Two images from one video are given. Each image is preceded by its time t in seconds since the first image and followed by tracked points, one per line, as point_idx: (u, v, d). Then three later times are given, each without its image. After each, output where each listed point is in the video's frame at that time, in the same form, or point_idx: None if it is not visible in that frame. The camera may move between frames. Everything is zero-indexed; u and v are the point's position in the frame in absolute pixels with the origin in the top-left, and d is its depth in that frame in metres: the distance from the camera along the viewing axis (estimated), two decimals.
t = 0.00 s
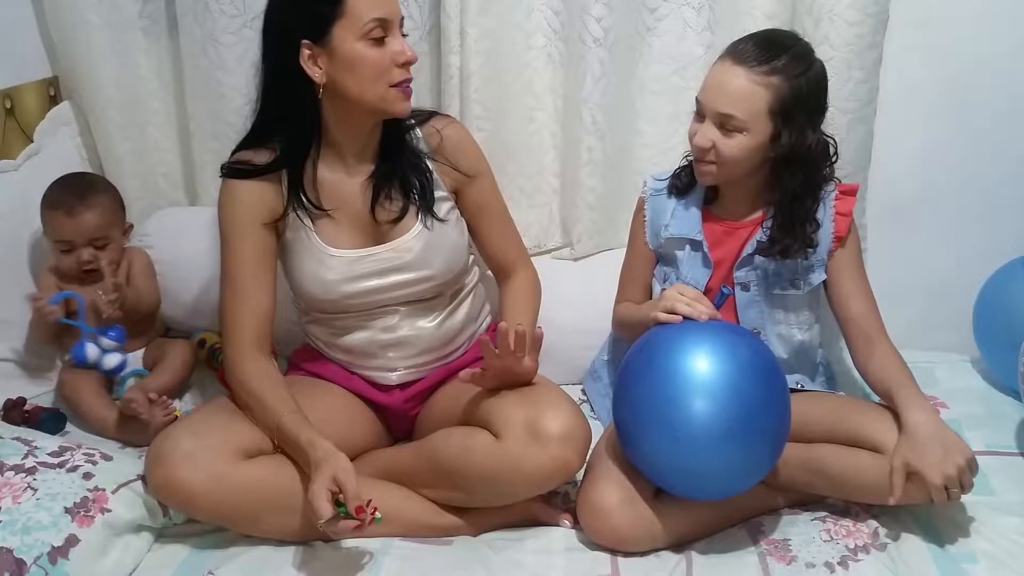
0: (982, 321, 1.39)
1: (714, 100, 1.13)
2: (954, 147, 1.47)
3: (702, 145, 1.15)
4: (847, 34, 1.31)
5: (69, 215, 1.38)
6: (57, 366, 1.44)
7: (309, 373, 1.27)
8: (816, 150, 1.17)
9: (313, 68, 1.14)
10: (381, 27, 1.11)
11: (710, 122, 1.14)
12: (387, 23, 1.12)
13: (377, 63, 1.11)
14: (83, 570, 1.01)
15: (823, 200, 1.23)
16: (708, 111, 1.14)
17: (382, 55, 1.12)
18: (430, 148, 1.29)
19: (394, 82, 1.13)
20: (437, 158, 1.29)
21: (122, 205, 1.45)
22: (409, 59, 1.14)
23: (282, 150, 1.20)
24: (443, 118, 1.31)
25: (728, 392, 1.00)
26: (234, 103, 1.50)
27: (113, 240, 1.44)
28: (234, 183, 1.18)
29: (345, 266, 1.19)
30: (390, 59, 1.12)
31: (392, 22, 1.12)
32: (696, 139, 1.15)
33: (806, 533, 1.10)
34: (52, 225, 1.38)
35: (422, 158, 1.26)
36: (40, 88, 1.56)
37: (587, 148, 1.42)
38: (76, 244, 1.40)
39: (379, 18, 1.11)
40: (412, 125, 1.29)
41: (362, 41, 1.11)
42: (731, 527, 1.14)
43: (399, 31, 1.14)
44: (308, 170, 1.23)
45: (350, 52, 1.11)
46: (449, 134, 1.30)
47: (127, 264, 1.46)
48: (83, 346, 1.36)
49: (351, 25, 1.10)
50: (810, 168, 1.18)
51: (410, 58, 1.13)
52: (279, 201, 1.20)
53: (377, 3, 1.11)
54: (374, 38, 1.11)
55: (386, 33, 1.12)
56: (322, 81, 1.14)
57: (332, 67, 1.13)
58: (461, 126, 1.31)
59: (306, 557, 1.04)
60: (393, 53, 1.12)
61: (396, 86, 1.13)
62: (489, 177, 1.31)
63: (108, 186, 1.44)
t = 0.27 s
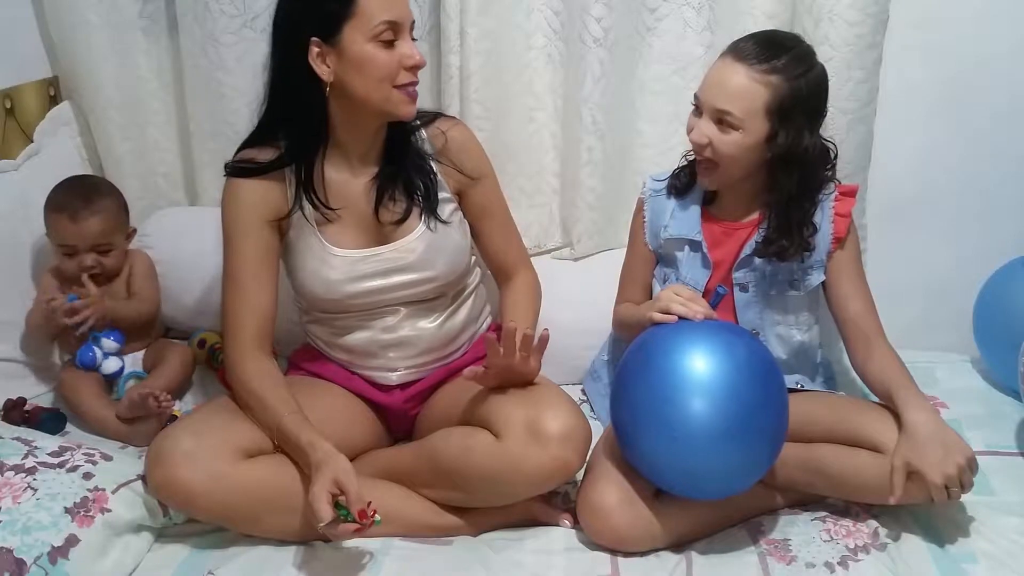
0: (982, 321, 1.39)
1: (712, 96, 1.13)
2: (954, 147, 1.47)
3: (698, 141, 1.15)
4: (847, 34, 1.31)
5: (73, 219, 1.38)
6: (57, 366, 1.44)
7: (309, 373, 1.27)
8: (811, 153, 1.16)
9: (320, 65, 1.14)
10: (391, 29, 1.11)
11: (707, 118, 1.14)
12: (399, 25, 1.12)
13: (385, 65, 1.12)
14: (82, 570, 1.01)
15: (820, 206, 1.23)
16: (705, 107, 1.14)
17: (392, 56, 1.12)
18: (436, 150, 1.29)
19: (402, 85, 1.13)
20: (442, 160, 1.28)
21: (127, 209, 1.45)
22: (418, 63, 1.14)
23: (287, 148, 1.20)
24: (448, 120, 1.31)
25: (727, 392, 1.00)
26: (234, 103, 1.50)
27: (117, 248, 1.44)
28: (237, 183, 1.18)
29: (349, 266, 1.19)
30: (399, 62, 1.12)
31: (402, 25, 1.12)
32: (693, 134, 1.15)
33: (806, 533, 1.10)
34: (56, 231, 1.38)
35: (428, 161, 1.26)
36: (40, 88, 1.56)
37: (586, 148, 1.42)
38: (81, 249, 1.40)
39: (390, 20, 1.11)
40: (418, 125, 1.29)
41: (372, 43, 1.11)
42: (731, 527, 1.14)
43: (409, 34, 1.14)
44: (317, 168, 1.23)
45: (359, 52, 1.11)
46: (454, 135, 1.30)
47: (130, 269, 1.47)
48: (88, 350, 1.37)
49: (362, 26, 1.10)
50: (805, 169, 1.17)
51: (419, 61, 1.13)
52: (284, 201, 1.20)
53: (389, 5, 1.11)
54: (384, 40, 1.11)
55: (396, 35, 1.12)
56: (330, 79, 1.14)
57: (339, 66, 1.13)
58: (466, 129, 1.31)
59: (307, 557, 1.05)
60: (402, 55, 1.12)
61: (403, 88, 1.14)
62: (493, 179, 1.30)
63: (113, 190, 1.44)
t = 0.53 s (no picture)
0: (982, 321, 1.39)
1: (711, 98, 1.13)
2: (954, 147, 1.47)
3: (698, 143, 1.15)
4: (847, 34, 1.31)
5: (76, 217, 1.37)
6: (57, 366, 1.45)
7: (309, 373, 1.27)
8: (810, 155, 1.16)
9: (328, 64, 1.13)
10: (400, 31, 1.11)
11: (706, 120, 1.14)
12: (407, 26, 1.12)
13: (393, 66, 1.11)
14: (82, 570, 1.01)
15: (819, 206, 1.23)
16: (705, 109, 1.14)
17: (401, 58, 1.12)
18: (440, 150, 1.29)
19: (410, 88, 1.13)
20: (446, 161, 1.28)
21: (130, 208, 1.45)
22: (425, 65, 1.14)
23: (292, 147, 1.20)
24: (453, 121, 1.31)
25: (726, 392, 1.00)
26: (235, 103, 1.50)
27: (119, 243, 1.43)
28: (241, 182, 1.18)
29: (352, 265, 1.19)
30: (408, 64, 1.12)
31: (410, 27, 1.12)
32: (692, 136, 1.15)
33: (806, 533, 1.10)
34: (59, 226, 1.37)
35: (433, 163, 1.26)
36: (41, 88, 1.56)
37: (587, 148, 1.42)
38: (82, 245, 1.39)
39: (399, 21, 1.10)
40: (423, 126, 1.29)
41: (381, 44, 1.11)
42: (731, 527, 1.14)
43: (417, 36, 1.14)
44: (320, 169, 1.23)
45: (367, 53, 1.11)
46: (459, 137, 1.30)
47: (136, 271, 1.46)
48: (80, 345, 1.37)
49: (369, 27, 1.10)
50: (805, 170, 1.17)
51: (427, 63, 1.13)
52: (289, 200, 1.20)
53: (393, 5, 1.10)
54: (393, 41, 1.11)
55: (404, 37, 1.12)
56: (337, 78, 1.14)
57: (348, 66, 1.12)
58: (471, 130, 1.31)
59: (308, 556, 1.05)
60: (410, 57, 1.12)
61: (412, 91, 1.14)
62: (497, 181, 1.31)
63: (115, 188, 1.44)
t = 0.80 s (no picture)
0: (982, 321, 1.39)
1: (712, 100, 1.13)
2: (954, 147, 1.47)
3: (700, 145, 1.15)
4: (847, 34, 1.31)
5: (81, 216, 1.38)
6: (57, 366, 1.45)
7: (309, 373, 1.27)
8: (814, 153, 1.16)
9: (330, 63, 1.13)
10: (403, 35, 1.11)
11: (708, 122, 1.14)
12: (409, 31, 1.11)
13: (394, 71, 1.11)
14: (83, 570, 1.01)
15: (821, 204, 1.23)
16: (706, 111, 1.14)
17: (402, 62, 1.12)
18: (441, 148, 1.28)
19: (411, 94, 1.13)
20: (447, 159, 1.28)
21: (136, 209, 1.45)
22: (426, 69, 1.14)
23: (292, 147, 1.20)
24: (454, 119, 1.31)
25: (727, 392, 1.00)
26: (235, 103, 1.50)
27: (124, 244, 1.43)
28: (241, 182, 1.18)
29: (353, 264, 1.19)
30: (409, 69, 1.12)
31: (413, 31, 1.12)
32: (694, 138, 1.15)
33: (806, 533, 1.10)
34: (65, 224, 1.38)
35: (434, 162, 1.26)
36: (41, 88, 1.56)
37: (587, 148, 1.42)
38: (86, 244, 1.39)
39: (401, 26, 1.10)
40: (423, 124, 1.28)
41: (383, 47, 1.10)
42: (731, 527, 1.14)
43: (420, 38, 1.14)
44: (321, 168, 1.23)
45: (368, 54, 1.11)
46: (459, 135, 1.29)
47: (139, 272, 1.46)
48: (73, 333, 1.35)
49: (373, 29, 1.10)
50: (810, 170, 1.18)
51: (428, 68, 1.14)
52: (290, 199, 1.20)
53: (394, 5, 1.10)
54: (395, 45, 1.11)
55: (407, 41, 1.12)
56: (337, 77, 1.14)
57: (349, 67, 1.12)
58: (472, 126, 1.31)
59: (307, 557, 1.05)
60: (412, 61, 1.12)
61: (413, 97, 1.14)
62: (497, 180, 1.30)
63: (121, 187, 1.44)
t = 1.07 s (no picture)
0: (982, 321, 1.39)
1: (714, 99, 1.13)
2: (954, 147, 1.47)
3: (702, 145, 1.14)
4: (847, 34, 1.31)
5: (82, 216, 1.38)
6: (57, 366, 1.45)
7: (309, 373, 1.27)
8: (815, 154, 1.16)
9: (327, 63, 1.14)
10: (400, 35, 1.11)
11: (710, 121, 1.14)
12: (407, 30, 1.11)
13: (388, 71, 1.11)
14: (82, 570, 1.01)
15: (822, 205, 1.23)
16: (708, 110, 1.14)
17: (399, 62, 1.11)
18: (442, 154, 1.28)
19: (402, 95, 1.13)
20: (448, 164, 1.28)
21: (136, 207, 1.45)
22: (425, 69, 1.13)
23: (292, 147, 1.20)
24: (455, 123, 1.30)
25: (727, 392, 1.00)
26: (234, 103, 1.50)
27: (124, 240, 1.44)
28: (242, 182, 1.18)
29: (352, 264, 1.19)
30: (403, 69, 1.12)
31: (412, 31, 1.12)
32: (696, 138, 1.15)
33: (806, 533, 1.10)
34: (66, 221, 1.38)
35: (434, 165, 1.26)
36: (40, 88, 1.56)
37: (586, 148, 1.42)
38: (87, 242, 1.40)
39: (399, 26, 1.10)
40: (427, 128, 1.28)
41: (379, 46, 1.10)
42: (731, 527, 1.14)
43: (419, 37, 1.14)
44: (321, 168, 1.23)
45: (366, 54, 1.11)
46: (461, 140, 1.29)
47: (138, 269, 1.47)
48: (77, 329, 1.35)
49: (372, 30, 1.10)
50: (811, 171, 1.18)
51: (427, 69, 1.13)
52: (290, 199, 1.20)
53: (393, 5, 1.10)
54: (392, 45, 1.11)
55: (405, 41, 1.12)
56: (335, 76, 1.14)
57: (346, 64, 1.12)
58: (475, 134, 1.31)
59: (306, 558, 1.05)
60: (408, 61, 1.12)
61: (403, 98, 1.14)
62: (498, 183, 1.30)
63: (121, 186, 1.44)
